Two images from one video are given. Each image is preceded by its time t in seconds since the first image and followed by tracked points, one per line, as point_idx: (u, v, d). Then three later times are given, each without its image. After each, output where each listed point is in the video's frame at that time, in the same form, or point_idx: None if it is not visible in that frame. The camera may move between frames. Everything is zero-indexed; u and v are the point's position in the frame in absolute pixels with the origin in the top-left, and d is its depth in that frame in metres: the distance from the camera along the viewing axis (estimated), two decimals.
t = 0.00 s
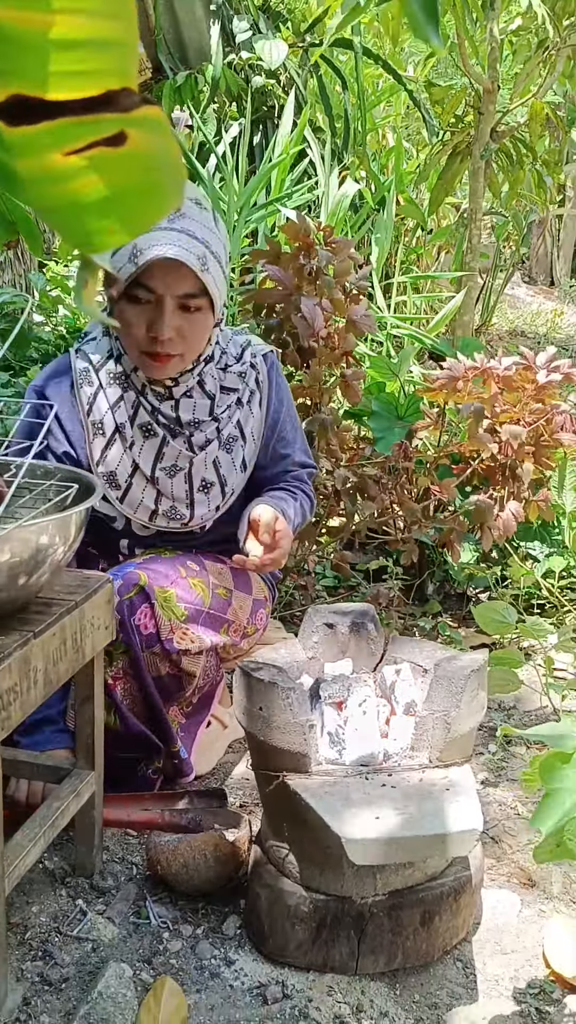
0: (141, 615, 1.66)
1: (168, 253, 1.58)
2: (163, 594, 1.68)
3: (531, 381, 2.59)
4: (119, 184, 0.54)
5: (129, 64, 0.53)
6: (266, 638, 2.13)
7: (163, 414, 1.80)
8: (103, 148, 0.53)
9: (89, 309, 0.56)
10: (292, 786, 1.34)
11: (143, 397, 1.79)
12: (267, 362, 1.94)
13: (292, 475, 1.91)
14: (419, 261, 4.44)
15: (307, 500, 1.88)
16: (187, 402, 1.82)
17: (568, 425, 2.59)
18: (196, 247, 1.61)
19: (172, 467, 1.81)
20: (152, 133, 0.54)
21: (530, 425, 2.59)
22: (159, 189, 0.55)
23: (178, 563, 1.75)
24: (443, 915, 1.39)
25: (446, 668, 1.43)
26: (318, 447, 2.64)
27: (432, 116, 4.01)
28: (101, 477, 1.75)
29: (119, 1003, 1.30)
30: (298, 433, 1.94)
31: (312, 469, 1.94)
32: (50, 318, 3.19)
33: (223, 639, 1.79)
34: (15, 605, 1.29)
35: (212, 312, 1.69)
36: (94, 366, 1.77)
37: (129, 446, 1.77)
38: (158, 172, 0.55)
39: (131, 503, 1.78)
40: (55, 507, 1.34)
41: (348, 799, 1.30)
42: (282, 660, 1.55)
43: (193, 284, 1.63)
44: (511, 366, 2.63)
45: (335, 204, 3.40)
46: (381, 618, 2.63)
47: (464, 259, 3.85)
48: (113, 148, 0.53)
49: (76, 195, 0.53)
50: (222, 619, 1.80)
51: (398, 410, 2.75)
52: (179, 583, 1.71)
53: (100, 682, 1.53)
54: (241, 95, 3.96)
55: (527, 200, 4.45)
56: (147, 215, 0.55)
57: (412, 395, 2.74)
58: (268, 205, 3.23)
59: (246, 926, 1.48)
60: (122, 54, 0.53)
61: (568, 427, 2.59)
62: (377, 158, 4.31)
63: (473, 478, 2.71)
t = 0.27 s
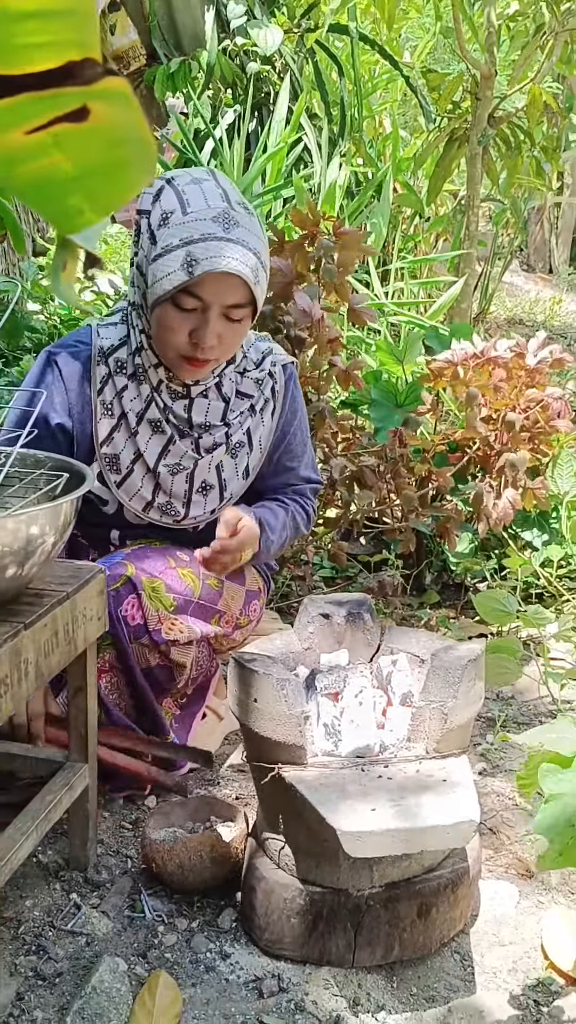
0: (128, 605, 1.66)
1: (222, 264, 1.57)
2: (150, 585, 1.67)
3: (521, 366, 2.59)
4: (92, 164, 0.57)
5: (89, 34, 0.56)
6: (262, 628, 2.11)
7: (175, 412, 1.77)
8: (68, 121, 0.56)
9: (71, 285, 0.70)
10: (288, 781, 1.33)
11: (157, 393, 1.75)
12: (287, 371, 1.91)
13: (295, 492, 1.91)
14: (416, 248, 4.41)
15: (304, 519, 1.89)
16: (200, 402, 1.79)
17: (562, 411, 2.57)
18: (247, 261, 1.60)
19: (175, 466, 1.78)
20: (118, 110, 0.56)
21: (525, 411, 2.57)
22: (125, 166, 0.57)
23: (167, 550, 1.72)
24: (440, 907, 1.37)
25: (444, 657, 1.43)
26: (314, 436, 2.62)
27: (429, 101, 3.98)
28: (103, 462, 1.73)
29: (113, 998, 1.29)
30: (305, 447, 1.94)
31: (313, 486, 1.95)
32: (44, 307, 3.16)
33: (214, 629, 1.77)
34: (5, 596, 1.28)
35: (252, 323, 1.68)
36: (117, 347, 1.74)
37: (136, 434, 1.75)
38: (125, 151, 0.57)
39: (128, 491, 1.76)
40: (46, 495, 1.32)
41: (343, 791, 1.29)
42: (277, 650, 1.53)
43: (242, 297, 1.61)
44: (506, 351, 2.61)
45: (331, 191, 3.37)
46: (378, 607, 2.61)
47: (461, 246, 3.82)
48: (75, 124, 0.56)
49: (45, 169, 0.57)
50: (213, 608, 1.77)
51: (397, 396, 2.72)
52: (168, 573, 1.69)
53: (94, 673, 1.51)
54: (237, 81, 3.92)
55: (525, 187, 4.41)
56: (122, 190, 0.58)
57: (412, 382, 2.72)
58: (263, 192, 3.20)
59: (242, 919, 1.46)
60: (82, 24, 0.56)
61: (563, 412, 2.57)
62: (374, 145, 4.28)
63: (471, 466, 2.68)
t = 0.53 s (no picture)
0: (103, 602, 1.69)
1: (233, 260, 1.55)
2: (127, 580, 1.70)
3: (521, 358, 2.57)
4: (57, 158, 0.47)
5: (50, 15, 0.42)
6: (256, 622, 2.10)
7: (173, 404, 1.76)
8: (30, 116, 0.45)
9: (51, 283, 0.55)
10: (282, 775, 1.32)
11: (159, 383, 1.74)
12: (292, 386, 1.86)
13: (277, 521, 1.85)
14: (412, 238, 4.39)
15: (279, 558, 1.82)
16: (200, 399, 1.77)
17: (557, 402, 2.56)
18: (258, 257, 1.58)
19: (164, 454, 1.76)
20: (82, 93, 0.44)
21: (521, 402, 2.55)
22: (95, 158, 0.47)
23: (148, 549, 1.76)
24: (435, 901, 1.37)
25: (438, 652, 1.42)
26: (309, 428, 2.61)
27: (424, 90, 3.95)
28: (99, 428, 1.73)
29: (107, 994, 1.28)
30: (296, 473, 1.87)
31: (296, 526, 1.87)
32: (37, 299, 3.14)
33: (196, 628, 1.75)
34: None
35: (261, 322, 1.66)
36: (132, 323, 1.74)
37: (132, 415, 1.73)
38: (92, 141, 0.46)
39: (117, 466, 1.74)
40: (36, 492, 1.31)
41: (337, 786, 1.28)
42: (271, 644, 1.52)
43: (251, 294, 1.59)
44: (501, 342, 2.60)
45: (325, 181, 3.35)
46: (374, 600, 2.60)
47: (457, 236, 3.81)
48: (40, 118, 0.45)
49: (14, 167, 0.47)
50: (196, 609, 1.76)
51: (391, 388, 2.65)
52: (147, 570, 1.72)
53: (86, 668, 1.50)
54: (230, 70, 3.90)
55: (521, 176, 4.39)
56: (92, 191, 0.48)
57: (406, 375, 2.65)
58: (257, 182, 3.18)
59: (237, 914, 1.46)
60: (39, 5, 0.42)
61: (559, 404, 2.56)
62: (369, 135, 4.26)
63: (466, 457, 2.68)
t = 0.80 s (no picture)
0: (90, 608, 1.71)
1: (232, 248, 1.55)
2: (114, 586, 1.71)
3: (517, 359, 2.58)
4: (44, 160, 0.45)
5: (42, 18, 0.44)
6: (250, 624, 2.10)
7: (181, 398, 1.74)
8: (19, 115, 0.45)
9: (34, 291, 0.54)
10: (273, 780, 1.32)
11: (168, 376, 1.72)
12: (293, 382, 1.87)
13: (281, 517, 1.88)
14: (407, 236, 4.38)
15: (284, 552, 1.86)
16: (206, 395, 1.76)
17: (553, 403, 2.56)
18: (256, 246, 1.58)
19: (172, 450, 1.75)
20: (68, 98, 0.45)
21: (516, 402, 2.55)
22: (84, 162, 0.45)
23: (137, 551, 1.77)
24: (428, 906, 1.37)
25: (431, 656, 1.44)
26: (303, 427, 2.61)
27: (419, 87, 3.94)
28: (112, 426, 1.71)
29: (99, 1000, 1.28)
30: (297, 469, 1.90)
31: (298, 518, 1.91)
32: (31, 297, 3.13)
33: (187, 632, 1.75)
34: None
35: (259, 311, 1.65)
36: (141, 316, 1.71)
37: (143, 409, 1.72)
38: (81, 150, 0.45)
39: (127, 461, 1.73)
40: (25, 497, 1.31)
41: (328, 792, 1.28)
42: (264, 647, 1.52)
43: (250, 282, 1.59)
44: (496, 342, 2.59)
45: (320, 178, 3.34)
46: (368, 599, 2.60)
47: (451, 233, 3.80)
48: (27, 119, 0.45)
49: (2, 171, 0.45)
50: (186, 611, 1.77)
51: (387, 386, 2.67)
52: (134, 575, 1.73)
53: (77, 672, 1.50)
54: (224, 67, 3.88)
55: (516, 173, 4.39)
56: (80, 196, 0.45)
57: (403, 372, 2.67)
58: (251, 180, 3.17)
59: (229, 918, 1.46)
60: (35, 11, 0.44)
61: (554, 405, 2.56)
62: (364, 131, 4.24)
63: (461, 457, 2.67)
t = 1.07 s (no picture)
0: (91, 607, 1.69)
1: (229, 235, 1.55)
2: (118, 586, 1.69)
3: (518, 361, 2.58)
4: (129, 140, 0.57)
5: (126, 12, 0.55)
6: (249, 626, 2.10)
7: (186, 395, 1.76)
8: (105, 100, 0.56)
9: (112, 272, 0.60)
10: (272, 784, 1.32)
11: (171, 375, 1.73)
12: (298, 377, 1.89)
13: (298, 505, 1.89)
14: (406, 236, 4.38)
15: (302, 537, 1.87)
16: (212, 391, 1.78)
17: (552, 405, 2.57)
18: (255, 234, 1.59)
19: (180, 447, 1.76)
20: (152, 87, 0.56)
21: (516, 404, 2.55)
22: (162, 146, 0.57)
23: (140, 550, 1.76)
24: (427, 909, 1.37)
25: (430, 659, 1.45)
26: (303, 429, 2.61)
27: (418, 87, 3.94)
28: (116, 426, 1.71)
29: (100, 1003, 1.28)
30: (310, 457, 1.91)
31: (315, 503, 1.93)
32: (31, 298, 3.13)
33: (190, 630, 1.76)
34: None
35: (260, 300, 1.66)
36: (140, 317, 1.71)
37: (148, 409, 1.73)
38: (163, 134, 0.57)
39: (135, 462, 1.73)
40: (25, 501, 1.31)
41: (328, 796, 1.28)
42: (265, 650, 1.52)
43: (249, 270, 1.59)
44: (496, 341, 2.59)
45: (320, 179, 3.34)
46: (368, 601, 2.60)
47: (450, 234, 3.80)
48: (110, 103, 0.56)
49: (90, 150, 0.56)
50: (188, 610, 1.77)
51: (387, 390, 2.75)
52: (137, 574, 1.72)
53: (78, 676, 1.50)
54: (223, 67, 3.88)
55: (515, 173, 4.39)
56: (156, 171, 0.57)
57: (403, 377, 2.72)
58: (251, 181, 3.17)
59: (230, 921, 1.46)
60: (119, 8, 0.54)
61: (554, 408, 2.57)
62: (364, 131, 4.24)
63: (460, 458, 2.67)
